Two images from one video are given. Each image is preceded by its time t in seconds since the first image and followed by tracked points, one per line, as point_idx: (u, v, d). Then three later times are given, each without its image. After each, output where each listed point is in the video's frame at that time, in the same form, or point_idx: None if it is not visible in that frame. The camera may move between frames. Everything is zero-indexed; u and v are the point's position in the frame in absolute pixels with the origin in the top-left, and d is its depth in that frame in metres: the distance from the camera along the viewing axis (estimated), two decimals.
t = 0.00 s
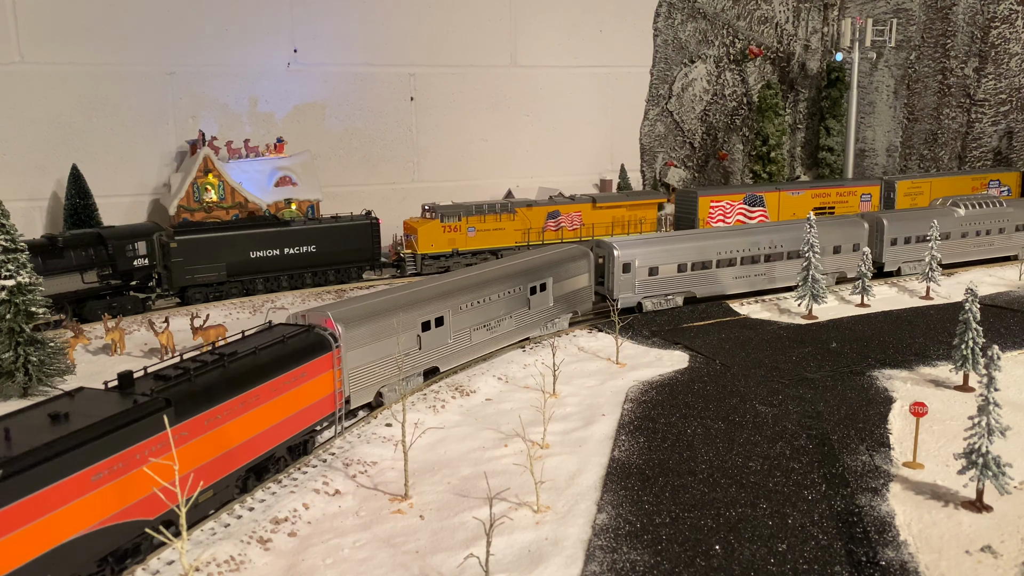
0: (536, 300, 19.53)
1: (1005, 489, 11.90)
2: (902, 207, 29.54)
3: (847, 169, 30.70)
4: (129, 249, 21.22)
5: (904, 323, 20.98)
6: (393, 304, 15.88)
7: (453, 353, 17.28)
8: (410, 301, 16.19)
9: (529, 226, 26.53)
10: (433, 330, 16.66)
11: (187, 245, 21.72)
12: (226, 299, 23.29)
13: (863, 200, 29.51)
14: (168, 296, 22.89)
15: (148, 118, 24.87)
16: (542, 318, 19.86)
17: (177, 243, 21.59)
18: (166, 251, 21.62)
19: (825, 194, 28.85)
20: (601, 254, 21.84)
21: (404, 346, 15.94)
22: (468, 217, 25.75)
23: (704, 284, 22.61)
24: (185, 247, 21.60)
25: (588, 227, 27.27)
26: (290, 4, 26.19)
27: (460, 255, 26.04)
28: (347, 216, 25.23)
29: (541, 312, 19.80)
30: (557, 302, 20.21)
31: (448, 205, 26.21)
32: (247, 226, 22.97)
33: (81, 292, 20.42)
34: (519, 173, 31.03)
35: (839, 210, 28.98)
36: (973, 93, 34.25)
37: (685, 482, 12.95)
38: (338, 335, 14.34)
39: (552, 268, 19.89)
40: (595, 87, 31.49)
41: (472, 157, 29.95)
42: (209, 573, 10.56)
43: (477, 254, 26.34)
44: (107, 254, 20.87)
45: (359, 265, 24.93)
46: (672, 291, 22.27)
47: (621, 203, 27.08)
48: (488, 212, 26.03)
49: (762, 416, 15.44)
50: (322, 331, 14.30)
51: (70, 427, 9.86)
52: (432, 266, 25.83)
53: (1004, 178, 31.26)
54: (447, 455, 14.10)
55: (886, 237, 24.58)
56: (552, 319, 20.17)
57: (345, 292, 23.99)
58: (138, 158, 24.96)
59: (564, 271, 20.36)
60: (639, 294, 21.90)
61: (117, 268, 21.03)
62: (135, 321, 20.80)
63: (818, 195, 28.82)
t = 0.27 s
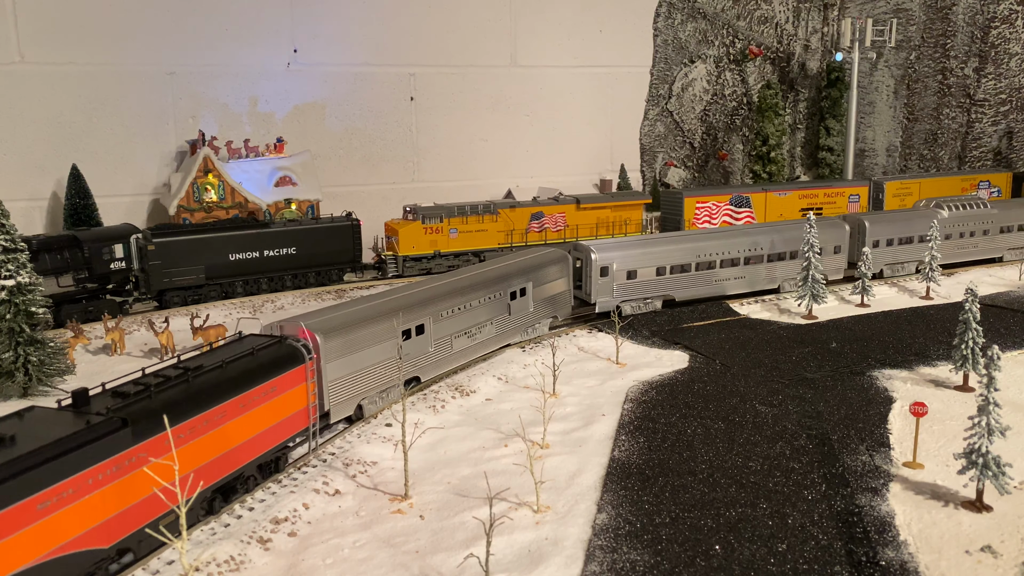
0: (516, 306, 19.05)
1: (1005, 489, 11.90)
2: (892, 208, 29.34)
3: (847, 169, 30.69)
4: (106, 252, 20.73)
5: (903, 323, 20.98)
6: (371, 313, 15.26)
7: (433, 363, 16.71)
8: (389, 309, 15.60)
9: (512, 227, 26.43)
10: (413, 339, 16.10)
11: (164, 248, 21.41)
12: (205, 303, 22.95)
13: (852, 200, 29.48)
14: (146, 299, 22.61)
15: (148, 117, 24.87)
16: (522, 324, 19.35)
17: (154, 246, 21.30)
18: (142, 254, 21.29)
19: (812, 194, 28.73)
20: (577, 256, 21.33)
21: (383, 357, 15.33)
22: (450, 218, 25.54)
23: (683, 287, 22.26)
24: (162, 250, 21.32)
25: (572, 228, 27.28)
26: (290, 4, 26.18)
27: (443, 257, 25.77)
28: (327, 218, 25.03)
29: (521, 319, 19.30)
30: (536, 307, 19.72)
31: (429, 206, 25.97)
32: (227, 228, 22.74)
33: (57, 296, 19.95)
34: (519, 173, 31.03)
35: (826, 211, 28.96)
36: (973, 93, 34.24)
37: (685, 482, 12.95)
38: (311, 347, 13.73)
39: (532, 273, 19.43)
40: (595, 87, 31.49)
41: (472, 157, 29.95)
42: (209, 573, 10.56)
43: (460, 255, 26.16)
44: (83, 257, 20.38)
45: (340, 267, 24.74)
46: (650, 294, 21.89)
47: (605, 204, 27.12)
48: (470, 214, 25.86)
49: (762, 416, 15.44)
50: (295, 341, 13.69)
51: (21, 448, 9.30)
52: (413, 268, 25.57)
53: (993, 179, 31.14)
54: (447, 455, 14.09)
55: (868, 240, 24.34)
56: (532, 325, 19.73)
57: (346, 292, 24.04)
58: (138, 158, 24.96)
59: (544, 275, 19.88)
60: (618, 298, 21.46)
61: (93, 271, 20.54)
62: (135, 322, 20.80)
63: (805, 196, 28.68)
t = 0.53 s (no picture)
0: (499, 311, 18.44)
1: (1005, 489, 11.90)
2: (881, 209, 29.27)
3: (847, 169, 30.68)
4: (81, 255, 20.61)
5: (904, 323, 20.97)
6: (349, 322, 14.55)
7: (415, 372, 16.05)
8: (366, 318, 14.90)
9: (495, 228, 26.31)
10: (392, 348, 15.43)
11: (142, 250, 21.12)
12: (183, 306, 22.68)
13: (840, 202, 29.33)
14: (122, 304, 22.25)
15: (148, 117, 24.88)
16: (504, 330, 18.75)
17: (132, 248, 20.98)
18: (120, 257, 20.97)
19: (800, 196, 28.56)
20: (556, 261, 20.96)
21: (362, 368, 14.64)
22: (432, 219, 25.30)
23: (664, 290, 21.94)
24: (140, 252, 21.00)
25: (556, 228, 27.23)
26: (290, 4, 26.18)
27: (425, 258, 25.63)
28: (308, 219, 24.73)
29: (504, 324, 18.69)
30: (519, 312, 19.14)
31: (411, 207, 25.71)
32: (206, 230, 22.48)
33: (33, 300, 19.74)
34: (519, 173, 31.03)
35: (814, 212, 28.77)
36: (973, 93, 34.24)
37: (685, 482, 12.95)
38: (282, 358, 13.07)
39: (512, 277, 18.81)
40: (595, 87, 31.49)
41: (473, 157, 29.95)
42: (208, 573, 10.56)
43: (442, 257, 25.95)
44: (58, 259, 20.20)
45: (320, 269, 24.52)
46: (630, 298, 21.52)
47: (589, 205, 27.11)
48: (452, 215, 25.63)
49: (762, 416, 15.44)
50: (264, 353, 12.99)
51: None
52: (394, 270, 25.32)
53: (983, 180, 30.99)
54: (447, 455, 14.09)
55: (851, 242, 24.11)
56: (514, 331, 19.14)
57: (346, 292, 24.07)
58: (138, 158, 24.97)
59: (526, 279, 19.27)
60: (596, 302, 21.08)
61: (69, 275, 20.40)
62: (135, 322, 20.80)
63: (793, 197, 28.50)
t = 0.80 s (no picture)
0: (477, 317, 18.01)
1: (1005, 489, 11.90)
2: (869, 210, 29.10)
3: (847, 168, 30.68)
4: (55, 259, 19.74)
5: (904, 323, 20.98)
6: (327, 331, 13.97)
7: (392, 382, 15.56)
8: (343, 327, 14.31)
9: (477, 229, 26.09)
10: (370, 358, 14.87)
11: (119, 253, 20.63)
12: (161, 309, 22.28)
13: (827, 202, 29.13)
14: (98, 307, 21.52)
15: (148, 117, 24.87)
16: (482, 337, 18.33)
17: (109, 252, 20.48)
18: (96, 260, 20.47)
19: (786, 197, 28.39)
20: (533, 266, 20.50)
21: (340, 379, 14.09)
22: (413, 221, 25.08)
23: (644, 294, 21.58)
24: (117, 255, 20.51)
25: (539, 229, 27.04)
26: (290, 3, 26.18)
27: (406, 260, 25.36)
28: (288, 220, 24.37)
29: (482, 331, 18.27)
30: (498, 319, 18.74)
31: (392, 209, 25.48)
32: (185, 232, 22.06)
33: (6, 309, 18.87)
34: (519, 173, 31.05)
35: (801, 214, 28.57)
36: (973, 93, 34.22)
37: (685, 482, 12.95)
38: (251, 370, 12.44)
39: (491, 283, 18.35)
40: (595, 87, 31.50)
41: (473, 157, 29.95)
42: (208, 573, 10.56)
43: (424, 259, 25.75)
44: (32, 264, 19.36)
45: (301, 271, 24.18)
46: (610, 302, 21.10)
47: (573, 206, 26.95)
48: (434, 217, 25.39)
49: (762, 416, 15.44)
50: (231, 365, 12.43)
51: None
52: (376, 272, 25.12)
53: (973, 181, 30.76)
54: (447, 455, 14.09)
55: (832, 244, 23.81)
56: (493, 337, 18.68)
57: (346, 292, 24.09)
58: (138, 158, 24.97)
59: (505, 284, 18.83)
60: (576, 307, 20.64)
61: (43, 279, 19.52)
62: (135, 321, 20.80)
63: (780, 198, 28.31)
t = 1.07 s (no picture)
0: (459, 325, 17.35)
1: (1005, 489, 11.90)
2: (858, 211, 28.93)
3: (847, 168, 30.69)
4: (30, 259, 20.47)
5: (904, 323, 20.98)
6: (300, 343, 13.27)
7: (371, 394, 14.89)
8: (320, 337, 13.63)
9: (460, 231, 25.81)
10: (348, 369, 14.20)
11: (95, 256, 20.25)
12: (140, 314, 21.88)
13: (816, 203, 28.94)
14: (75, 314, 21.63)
15: (148, 117, 24.87)
16: (465, 344, 17.68)
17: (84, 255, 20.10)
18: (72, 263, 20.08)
19: (774, 198, 28.22)
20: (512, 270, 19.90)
21: (314, 392, 13.40)
22: (394, 223, 24.76)
23: (623, 298, 21.26)
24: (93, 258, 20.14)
25: (524, 231, 26.78)
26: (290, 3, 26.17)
27: (387, 262, 25.05)
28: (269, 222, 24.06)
29: (464, 338, 17.62)
30: (480, 325, 18.07)
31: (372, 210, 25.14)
32: (163, 234, 21.69)
33: None
34: (519, 173, 31.05)
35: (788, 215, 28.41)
36: (973, 93, 34.21)
37: (685, 482, 12.95)
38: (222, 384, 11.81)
39: (473, 288, 17.73)
40: (595, 87, 31.50)
41: (473, 157, 29.95)
42: (209, 573, 10.56)
43: (405, 261, 25.42)
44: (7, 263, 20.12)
45: (280, 274, 23.81)
46: (588, 307, 20.77)
47: (557, 207, 26.70)
48: (416, 218, 25.05)
49: (762, 416, 15.44)
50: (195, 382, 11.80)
51: None
52: (356, 274, 24.75)
53: (963, 182, 30.53)
54: (447, 455, 14.09)
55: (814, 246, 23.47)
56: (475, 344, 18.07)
57: (346, 292, 24.11)
58: (138, 158, 24.97)
59: (488, 289, 18.24)
60: (554, 311, 20.26)
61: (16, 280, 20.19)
62: (135, 321, 20.80)
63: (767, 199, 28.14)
